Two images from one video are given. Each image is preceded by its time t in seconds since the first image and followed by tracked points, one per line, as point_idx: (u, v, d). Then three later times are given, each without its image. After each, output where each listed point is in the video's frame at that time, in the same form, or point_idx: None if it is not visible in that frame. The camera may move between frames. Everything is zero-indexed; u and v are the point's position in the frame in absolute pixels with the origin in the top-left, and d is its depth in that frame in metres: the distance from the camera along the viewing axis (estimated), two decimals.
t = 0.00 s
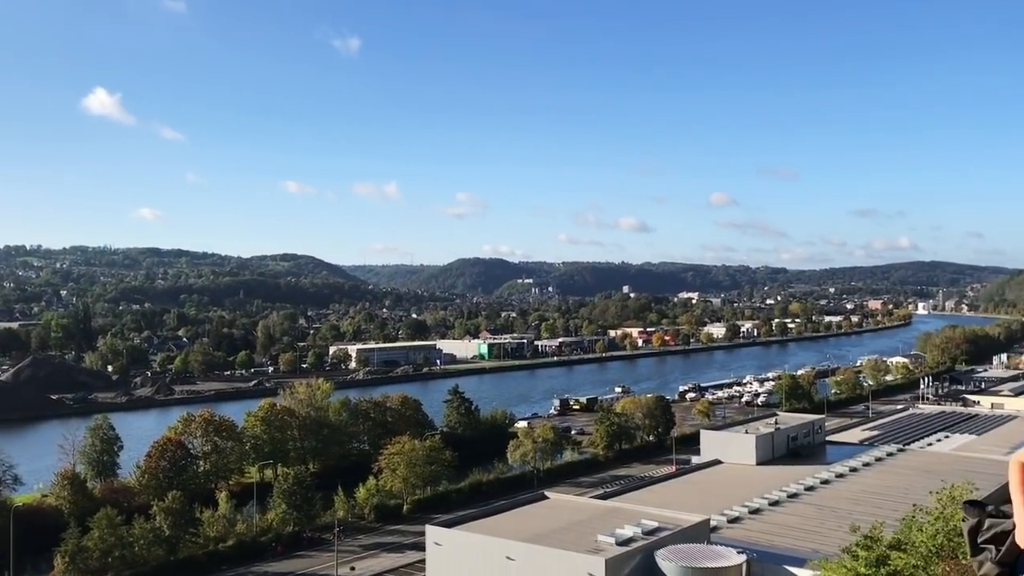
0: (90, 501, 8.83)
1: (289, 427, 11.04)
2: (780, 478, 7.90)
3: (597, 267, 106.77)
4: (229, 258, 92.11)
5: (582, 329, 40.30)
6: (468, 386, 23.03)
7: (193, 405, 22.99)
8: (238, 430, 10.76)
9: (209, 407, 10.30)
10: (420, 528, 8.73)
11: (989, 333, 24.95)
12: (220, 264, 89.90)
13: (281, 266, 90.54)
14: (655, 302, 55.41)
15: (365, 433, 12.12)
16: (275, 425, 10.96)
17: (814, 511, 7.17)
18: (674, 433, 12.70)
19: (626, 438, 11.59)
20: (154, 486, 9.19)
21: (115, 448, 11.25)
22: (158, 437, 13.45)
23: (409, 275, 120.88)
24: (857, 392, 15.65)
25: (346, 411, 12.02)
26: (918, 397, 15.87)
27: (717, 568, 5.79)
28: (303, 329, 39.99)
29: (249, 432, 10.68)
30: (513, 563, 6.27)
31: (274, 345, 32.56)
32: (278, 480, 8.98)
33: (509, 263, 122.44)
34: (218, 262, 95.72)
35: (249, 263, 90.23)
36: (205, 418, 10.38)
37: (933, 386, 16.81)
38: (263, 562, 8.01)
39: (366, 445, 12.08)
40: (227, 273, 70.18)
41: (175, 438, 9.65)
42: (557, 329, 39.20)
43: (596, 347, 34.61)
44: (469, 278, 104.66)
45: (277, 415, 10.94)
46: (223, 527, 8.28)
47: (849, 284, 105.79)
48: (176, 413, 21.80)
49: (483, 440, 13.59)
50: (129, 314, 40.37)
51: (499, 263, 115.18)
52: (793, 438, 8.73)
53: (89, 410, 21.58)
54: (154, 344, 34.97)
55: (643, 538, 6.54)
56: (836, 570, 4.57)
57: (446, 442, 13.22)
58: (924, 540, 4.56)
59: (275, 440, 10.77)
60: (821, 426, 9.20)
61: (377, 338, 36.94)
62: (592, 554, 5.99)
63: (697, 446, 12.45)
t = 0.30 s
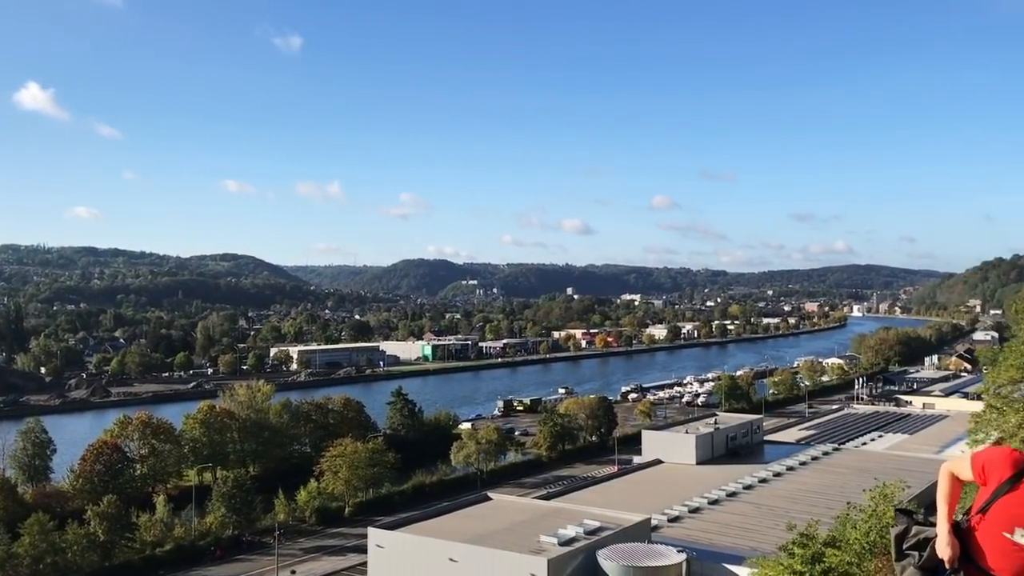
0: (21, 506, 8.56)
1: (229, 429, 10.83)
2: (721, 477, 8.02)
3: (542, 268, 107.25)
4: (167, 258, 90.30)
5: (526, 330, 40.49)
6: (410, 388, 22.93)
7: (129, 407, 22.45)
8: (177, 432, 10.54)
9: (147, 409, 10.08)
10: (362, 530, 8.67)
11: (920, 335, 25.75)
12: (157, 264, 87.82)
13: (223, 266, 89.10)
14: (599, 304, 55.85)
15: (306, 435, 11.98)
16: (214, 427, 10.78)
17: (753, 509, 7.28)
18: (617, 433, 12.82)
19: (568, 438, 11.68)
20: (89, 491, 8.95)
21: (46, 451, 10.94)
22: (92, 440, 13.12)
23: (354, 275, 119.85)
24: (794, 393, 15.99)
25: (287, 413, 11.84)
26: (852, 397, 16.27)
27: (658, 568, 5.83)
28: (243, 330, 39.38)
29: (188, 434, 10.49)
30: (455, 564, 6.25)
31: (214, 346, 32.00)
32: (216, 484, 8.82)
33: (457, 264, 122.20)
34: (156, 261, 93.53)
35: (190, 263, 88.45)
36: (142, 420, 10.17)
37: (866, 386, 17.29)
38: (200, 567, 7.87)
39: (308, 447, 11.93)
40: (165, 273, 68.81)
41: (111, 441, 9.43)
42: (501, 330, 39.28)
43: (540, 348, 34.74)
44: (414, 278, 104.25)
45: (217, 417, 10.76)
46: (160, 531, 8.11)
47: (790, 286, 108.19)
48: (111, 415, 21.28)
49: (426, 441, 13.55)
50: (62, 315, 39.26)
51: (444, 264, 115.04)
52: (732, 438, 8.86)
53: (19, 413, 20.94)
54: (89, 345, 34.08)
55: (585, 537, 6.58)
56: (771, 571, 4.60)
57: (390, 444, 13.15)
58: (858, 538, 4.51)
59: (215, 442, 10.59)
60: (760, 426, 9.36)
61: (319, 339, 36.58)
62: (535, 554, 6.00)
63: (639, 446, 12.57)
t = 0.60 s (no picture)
0: None
1: (162, 432, 10.62)
2: (658, 477, 8.12)
3: (483, 270, 107.17)
4: (99, 256, 87.78)
5: (467, 331, 40.45)
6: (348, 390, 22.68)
7: (56, 410, 21.75)
8: (107, 436, 10.29)
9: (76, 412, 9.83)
10: (297, 534, 8.58)
11: (851, 336, 26.41)
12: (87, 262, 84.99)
13: (157, 266, 87.03)
14: (539, 305, 55.97)
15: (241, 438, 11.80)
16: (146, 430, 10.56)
17: (689, 508, 7.39)
18: (556, 434, 12.90)
19: (507, 439, 11.70)
20: (14, 496, 8.67)
21: None
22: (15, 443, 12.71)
23: (293, 275, 118.07)
24: (729, 392, 16.27)
25: (222, 415, 11.64)
26: (785, 398, 16.63)
27: (595, 567, 5.88)
28: (177, 331, 38.46)
29: (119, 437, 10.25)
30: (393, 567, 6.22)
31: (147, 348, 31.18)
32: (149, 487, 8.63)
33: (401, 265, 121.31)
34: (86, 260, 90.52)
35: (122, 262, 85.93)
36: (71, 423, 9.91)
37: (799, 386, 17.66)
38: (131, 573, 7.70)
39: (243, 450, 11.73)
40: (94, 272, 66.73)
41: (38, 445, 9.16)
42: (441, 331, 39.15)
43: (480, 350, 34.70)
44: (352, 278, 103.19)
45: (149, 420, 10.55)
46: (88, 537, 7.89)
47: (729, 288, 110.20)
48: (37, 418, 20.59)
49: (365, 443, 13.46)
50: None
51: (386, 264, 114.23)
52: (669, 437, 8.98)
53: None
54: (14, 347, 32.88)
55: (524, 538, 6.59)
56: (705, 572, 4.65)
57: (327, 446, 13.02)
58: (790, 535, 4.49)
59: (146, 445, 10.38)
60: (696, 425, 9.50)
61: (255, 340, 35.94)
62: (473, 556, 5.99)
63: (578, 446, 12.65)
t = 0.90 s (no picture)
0: None
1: (95, 436, 10.34)
2: (598, 478, 8.19)
3: (426, 272, 106.70)
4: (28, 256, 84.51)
5: (409, 334, 40.26)
6: (287, 393, 22.32)
7: None
8: (37, 441, 9.96)
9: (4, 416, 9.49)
10: (234, 539, 8.43)
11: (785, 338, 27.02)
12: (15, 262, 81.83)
13: (90, 266, 84.50)
14: (481, 308, 55.94)
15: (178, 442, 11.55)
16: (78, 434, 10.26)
17: (628, 509, 7.46)
18: (498, 436, 12.92)
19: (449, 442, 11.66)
20: None
21: None
22: None
23: (231, 276, 115.72)
24: (668, 394, 16.48)
25: (157, 419, 11.36)
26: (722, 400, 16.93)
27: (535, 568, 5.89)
28: (110, 332, 37.37)
29: (50, 442, 9.94)
30: (333, 571, 6.14)
31: (79, 350, 30.23)
32: (80, 493, 8.39)
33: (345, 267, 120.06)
34: (14, 260, 87.09)
35: (53, 262, 83.02)
36: None
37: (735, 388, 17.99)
38: None
39: (179, 454, 11.48)
40: (22, 272, 64.31)
41: None
42: (383, 333, 38.88)
43: (422, 352, 34.53)
44: (292, 280, 101.55)
45: (81, 424, 10.25)
46: (15, 545, 7.62)
47: (669, 291, 111.98)
48: None
49: (305, 447, 13.29)
50: None
51: (328, 266, 112.90)
52: (609, 439, 9.06)
53: None
54: None
55: (465, 541, 6.57)
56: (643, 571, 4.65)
57: (266, 450, 12.81)
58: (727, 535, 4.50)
59: (78, 450, 10.08)
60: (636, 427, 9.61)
61: (192, 343, 35.16)
62: (413, 559, 5.95)
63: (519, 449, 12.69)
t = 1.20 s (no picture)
0: None
1: (32, 442, 9.99)
2: (545, 482, 8.21)
3: (376, 275, 105.80)
4: None
5: (357, 337, 39.88)
6: (232, 397, 21.89)
7: None
8: None
9: None
10: (178, 545, 8.24)
11: (730, 342, 27.50)
12: None
13: (26, 267, 81.74)
14: (431, 312, 55.75)
15: (119, 447, 11.22)
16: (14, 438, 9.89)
17: (575, 511, 7.50)
18: (446, 440, 12.87)
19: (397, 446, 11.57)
20: None
21: None
22: None
23: (174, 278, 113.04)
24: (616, 397, 16.63)
25: (98, 423, 11.02)
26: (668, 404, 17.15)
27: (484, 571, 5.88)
28: (47, 335, 36.17)
29: None
30: None
31: (14, 353, 29.18)
32: (15, 500, 8.09)
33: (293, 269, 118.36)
34: None
35: None
36: None
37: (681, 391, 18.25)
38: None
39: (120, 460, 11.16)
40: None
41: None
42: (330, 336, 38.41)
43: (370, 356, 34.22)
44: (238, 282, 99.59)
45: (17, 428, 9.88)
46: None
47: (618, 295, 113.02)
48: None
49: (251, 452, 13.05)
50: None
51: (276, 268, 111.16)
52: (557, 442, 9.12)
53: None
54: None
55: (412, 545, 6.52)
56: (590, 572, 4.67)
57: (210, 455, 12.53)
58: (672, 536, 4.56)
59: (15, 455, 9.72)
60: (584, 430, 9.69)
61: (134, 347, 34.25)
62: (361, 564, 5.89)
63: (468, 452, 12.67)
